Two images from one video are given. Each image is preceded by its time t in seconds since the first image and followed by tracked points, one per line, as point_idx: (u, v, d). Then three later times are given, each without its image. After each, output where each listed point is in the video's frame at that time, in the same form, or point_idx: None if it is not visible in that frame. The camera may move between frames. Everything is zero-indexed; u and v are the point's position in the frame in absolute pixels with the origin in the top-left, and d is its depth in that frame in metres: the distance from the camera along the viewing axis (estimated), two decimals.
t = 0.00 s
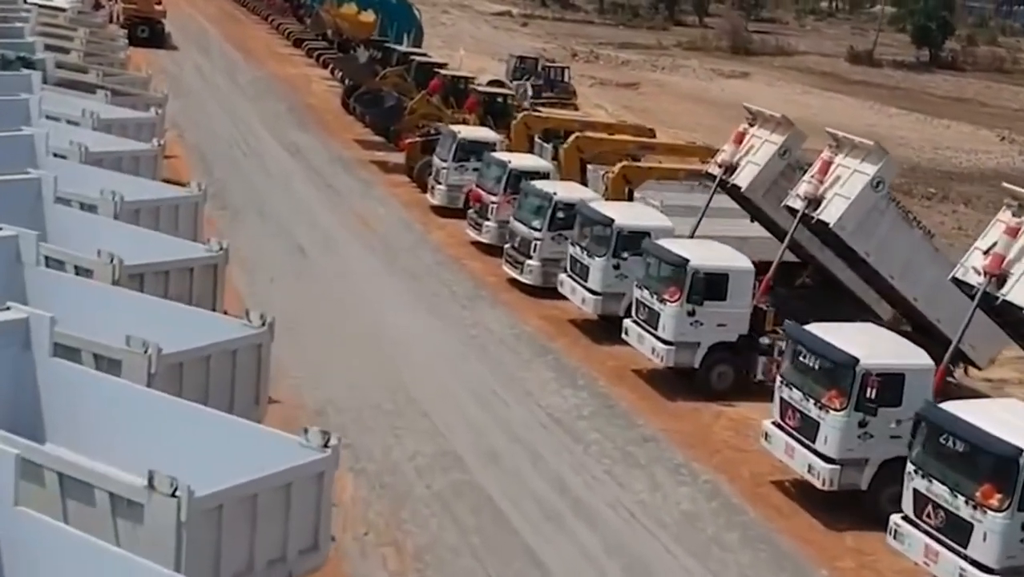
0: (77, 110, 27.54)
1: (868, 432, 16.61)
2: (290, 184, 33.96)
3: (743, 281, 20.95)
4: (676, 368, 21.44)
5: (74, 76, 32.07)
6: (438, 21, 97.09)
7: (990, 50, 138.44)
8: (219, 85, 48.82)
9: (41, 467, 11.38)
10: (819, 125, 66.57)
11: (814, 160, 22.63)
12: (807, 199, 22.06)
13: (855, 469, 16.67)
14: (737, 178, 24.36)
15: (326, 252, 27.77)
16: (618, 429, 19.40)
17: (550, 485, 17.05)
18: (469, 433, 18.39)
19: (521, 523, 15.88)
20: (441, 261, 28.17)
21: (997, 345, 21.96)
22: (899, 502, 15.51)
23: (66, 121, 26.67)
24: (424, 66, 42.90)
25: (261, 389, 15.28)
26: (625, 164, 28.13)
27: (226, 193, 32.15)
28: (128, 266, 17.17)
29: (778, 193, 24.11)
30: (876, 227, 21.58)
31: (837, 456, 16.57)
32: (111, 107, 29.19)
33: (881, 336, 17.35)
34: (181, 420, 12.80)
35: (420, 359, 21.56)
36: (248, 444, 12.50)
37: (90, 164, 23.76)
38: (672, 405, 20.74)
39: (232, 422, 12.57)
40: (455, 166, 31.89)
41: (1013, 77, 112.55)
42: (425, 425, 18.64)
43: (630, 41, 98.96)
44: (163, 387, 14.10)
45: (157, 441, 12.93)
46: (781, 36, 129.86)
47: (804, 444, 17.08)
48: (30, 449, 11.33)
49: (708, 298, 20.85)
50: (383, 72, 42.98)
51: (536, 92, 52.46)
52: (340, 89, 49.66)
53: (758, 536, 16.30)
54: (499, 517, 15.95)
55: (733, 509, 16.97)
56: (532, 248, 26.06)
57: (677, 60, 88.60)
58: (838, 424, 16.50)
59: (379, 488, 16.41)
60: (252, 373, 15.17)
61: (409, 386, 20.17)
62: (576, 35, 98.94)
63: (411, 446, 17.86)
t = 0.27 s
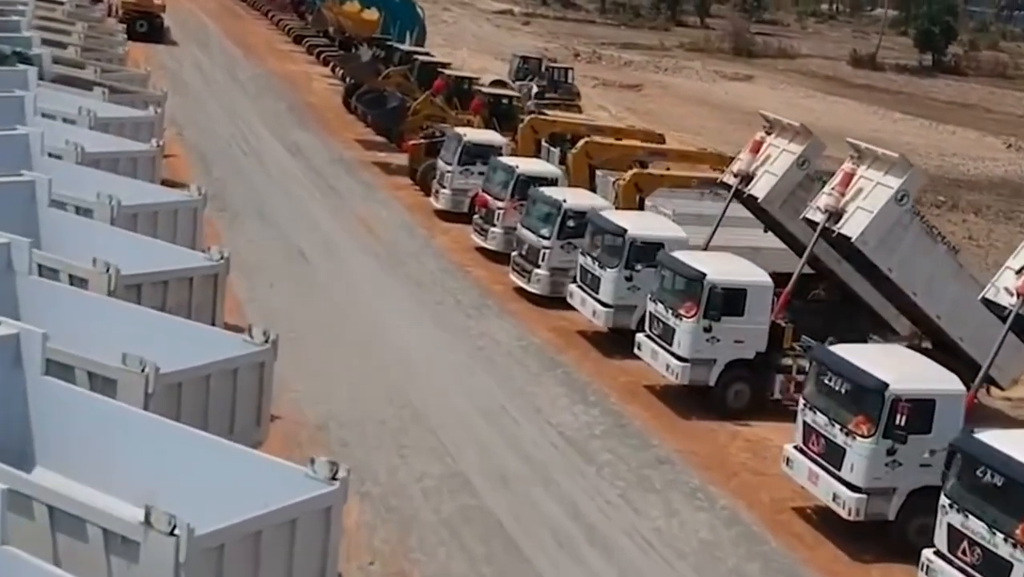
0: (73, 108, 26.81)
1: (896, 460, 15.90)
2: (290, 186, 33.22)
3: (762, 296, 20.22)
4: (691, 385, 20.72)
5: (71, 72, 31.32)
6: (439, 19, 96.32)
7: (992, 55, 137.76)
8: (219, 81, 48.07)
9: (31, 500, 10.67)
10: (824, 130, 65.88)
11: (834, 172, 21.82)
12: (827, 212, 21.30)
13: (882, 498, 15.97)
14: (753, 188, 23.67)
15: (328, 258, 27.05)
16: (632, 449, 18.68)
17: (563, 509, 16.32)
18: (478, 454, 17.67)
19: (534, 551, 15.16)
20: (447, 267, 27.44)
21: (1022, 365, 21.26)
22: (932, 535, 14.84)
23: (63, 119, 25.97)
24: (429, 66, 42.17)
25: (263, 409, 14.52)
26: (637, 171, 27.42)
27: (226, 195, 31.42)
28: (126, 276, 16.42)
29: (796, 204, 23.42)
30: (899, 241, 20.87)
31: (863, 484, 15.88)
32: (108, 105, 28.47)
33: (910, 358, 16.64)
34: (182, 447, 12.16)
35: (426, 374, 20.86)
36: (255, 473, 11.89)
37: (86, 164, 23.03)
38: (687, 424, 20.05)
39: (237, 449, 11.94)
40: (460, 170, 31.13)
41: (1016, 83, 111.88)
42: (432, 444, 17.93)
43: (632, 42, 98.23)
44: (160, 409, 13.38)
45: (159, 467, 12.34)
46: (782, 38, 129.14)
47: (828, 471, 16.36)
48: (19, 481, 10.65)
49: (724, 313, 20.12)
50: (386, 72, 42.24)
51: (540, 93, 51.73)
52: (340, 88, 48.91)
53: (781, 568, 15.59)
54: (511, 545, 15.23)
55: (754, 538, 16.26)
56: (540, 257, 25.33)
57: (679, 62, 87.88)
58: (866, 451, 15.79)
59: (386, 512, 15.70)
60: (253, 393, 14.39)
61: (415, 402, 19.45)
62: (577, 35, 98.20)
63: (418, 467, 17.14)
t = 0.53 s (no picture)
0: (67, 91, 25.90)
1: (921, 502, 15.14)
2: (286, 179, 32.33)
3: (777, 318, 19.42)
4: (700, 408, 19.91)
5: (65, 52, 30.38)
6: (438, 11, 95.34)
7: (991, 69, 137.18)
8: (215, 66, 47.12)
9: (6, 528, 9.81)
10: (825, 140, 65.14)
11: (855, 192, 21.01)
12: (847, 233, 20.48)
13: (904, 542, 15.20)
14: (768, 204, 22.87)
15: (325, 258, 26.18)
16: (638, 475, 17.87)
17: (567, 539, 15.50)
18: (478, 476, 16.84)
19: None
20: (446, 271, 26.59)
21: None
22: None
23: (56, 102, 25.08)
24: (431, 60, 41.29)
25: (259, 423, 13.63)
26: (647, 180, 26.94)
27: (220, 185, 30.51)
28: (116, 275, 15.53)
29: (812, 223, 22.61)
30: (921, 267, 20.08)
31: (886, 527, 15.09)
32: (102, 89, 27.57)
33: (938, 395, 15.89)
34: (171, 470, 11.35)
35: (424, 386, 20.02)
36: (246, 501, 11.06)
37: (78, 151, 22.12)
38: (695, 449, 19.25)
39: (227, 474, 11.10)
40: (461, 169, 30.28)
41: (1016, 98, 111.29)
42: (430, 463, 17.09)
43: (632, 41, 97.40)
44: (148, 424, 12.47)
45: (146, 486, 11.51)
46: (781, 44, 128.41)
47: (848, 510, 15.57)
48: None
49: (739, 335, 19.30)
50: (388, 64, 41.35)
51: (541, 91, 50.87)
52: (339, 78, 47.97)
53: None
54: None
55: None
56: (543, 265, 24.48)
57: (680, 64, 87.06)
58: (889, 492, 15.02)
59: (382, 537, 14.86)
60: (248, 408, 13.50)
61: (412, 417, 18.61)
62: (577, 32, 97.33)
63: (415, 488, 16.31)
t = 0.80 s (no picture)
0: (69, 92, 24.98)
1: (975, 550, 14.30)
2: (293, 185, 31.41)
3: (814, 342, 18.55)
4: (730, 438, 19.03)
5: (67, 51, 29.43)
6: (442, 9, 94.39)
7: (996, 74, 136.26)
8: (220, 65, 46.17)
9: None
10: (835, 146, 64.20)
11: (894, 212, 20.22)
12: (886, 255, 19.63)
13: None
14: (799, 221, 21.97)
15: (334, 270, 25.26)
16: (669, 510, 16.98)
17: None
18: (502, 513, 15.94)
19: None
20: (460, 285, 25.68)
21: None
22: None
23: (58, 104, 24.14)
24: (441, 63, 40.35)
25: (274, 461, 12.77)
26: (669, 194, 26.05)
27: (226, 191, 29.59)
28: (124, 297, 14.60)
29: (844, 241, 21.70)
30: (962, 292, 19.22)
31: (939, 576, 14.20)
32: (106, 90, 26.63)
33: (991, 434, 15.05)
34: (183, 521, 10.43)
35: (442, 412, 19.11)
36: (263, 555, 9.96)
37: (81, 158, 21.20)
38: (725, 482, 18.36)
39: (242, 526, 10.06)
40: (474, 176, 29.35)
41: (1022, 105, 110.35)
42: (451, 497, 16.19)
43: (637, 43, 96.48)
44: (158, 465, 11.48)
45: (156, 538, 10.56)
46: (786, 47, 127.46)
47: (896, 556, 14.68)
48: None
49: (772, 361, 18.43)
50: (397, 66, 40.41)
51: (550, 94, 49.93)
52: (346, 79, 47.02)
53: None
54: None
55: None
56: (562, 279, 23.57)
57: (686, 66, 86.14)
58: (943, 539, 14.16)
59: None
60: (262, 444, 12.60)
61: (431, 446, 17.69)
62: (582, 33, 96.40)
63: (436, 526, 15.40)
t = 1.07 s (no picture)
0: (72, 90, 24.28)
1: None
2: (299, 186, 30.69)
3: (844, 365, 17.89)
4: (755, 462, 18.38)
5: (70, 46, 28.71)
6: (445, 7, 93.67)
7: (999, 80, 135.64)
8: (223, 60, 45.44)
9: None
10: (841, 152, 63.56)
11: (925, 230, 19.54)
12: (919, 274, 18.94)
13: None
14: (825, 237, 21.30)
15: (343, 277, 24.53)
16: (693, 538, 16.33)
17: None
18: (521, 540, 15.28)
19: None
20: (472, 294, 25.01)
21: None
22: None
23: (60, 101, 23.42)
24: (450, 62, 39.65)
25: (291, 488, 12.06)
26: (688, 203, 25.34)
27: (230, 193, 28.85)
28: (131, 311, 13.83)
29: (872, 258, 21.01)
30: (998, 315, 18.59)
31: None
32: (109, 87, 25.91)
33: None
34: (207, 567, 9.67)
35: (457, 430, 18.40)
36: None
37: (84, 159, 20.50)
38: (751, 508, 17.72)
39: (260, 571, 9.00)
40: (484, 181, 28.63)
41: None
42: (469, 523, 15.53)
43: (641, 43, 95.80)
44: (172, 498, 10.78)
45: None
46: (789, 49, 126.79)
47: None
48: None
49: (802, 384, 17.77)
50: (404, 65, 39.70)
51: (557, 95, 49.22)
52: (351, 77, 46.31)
53: None
54: None
55: None
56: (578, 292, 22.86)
57: (690, 68, 85.47)
58: None
59: None
60: (280, 474, 11.91)
61: (447, 467, 17.00)
62: (585, 33, 95.69)
63: (454, 553, 14.74)
